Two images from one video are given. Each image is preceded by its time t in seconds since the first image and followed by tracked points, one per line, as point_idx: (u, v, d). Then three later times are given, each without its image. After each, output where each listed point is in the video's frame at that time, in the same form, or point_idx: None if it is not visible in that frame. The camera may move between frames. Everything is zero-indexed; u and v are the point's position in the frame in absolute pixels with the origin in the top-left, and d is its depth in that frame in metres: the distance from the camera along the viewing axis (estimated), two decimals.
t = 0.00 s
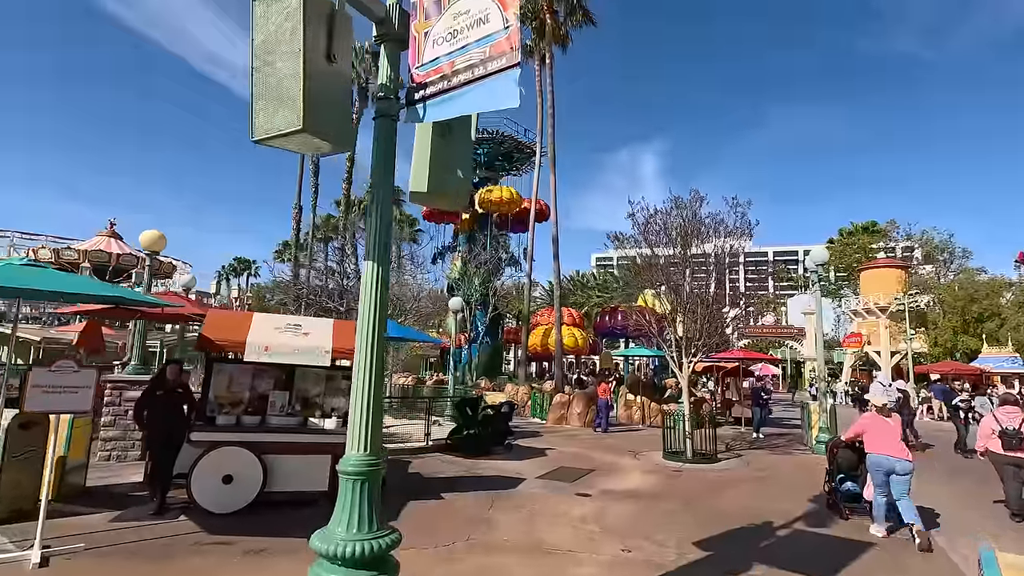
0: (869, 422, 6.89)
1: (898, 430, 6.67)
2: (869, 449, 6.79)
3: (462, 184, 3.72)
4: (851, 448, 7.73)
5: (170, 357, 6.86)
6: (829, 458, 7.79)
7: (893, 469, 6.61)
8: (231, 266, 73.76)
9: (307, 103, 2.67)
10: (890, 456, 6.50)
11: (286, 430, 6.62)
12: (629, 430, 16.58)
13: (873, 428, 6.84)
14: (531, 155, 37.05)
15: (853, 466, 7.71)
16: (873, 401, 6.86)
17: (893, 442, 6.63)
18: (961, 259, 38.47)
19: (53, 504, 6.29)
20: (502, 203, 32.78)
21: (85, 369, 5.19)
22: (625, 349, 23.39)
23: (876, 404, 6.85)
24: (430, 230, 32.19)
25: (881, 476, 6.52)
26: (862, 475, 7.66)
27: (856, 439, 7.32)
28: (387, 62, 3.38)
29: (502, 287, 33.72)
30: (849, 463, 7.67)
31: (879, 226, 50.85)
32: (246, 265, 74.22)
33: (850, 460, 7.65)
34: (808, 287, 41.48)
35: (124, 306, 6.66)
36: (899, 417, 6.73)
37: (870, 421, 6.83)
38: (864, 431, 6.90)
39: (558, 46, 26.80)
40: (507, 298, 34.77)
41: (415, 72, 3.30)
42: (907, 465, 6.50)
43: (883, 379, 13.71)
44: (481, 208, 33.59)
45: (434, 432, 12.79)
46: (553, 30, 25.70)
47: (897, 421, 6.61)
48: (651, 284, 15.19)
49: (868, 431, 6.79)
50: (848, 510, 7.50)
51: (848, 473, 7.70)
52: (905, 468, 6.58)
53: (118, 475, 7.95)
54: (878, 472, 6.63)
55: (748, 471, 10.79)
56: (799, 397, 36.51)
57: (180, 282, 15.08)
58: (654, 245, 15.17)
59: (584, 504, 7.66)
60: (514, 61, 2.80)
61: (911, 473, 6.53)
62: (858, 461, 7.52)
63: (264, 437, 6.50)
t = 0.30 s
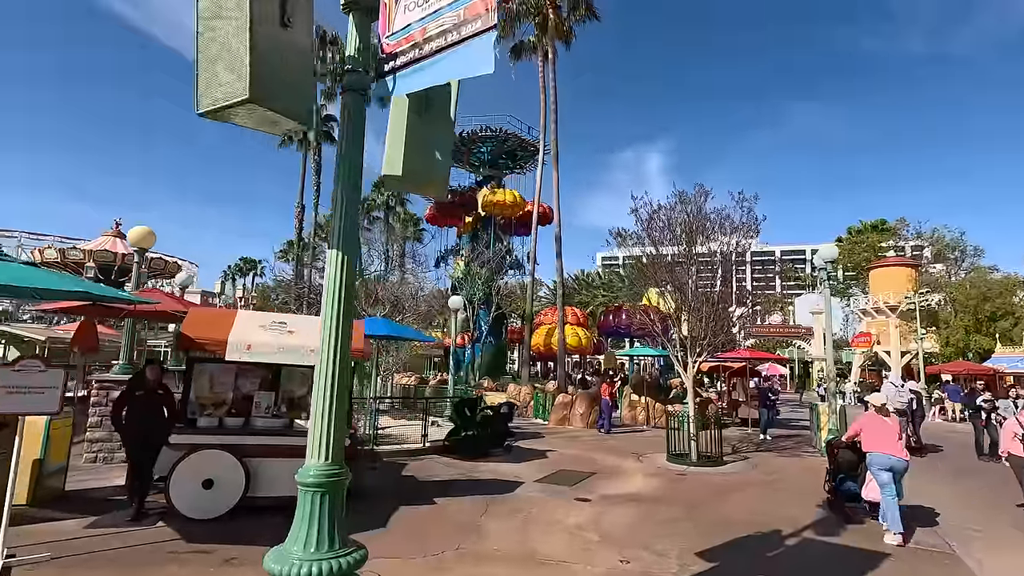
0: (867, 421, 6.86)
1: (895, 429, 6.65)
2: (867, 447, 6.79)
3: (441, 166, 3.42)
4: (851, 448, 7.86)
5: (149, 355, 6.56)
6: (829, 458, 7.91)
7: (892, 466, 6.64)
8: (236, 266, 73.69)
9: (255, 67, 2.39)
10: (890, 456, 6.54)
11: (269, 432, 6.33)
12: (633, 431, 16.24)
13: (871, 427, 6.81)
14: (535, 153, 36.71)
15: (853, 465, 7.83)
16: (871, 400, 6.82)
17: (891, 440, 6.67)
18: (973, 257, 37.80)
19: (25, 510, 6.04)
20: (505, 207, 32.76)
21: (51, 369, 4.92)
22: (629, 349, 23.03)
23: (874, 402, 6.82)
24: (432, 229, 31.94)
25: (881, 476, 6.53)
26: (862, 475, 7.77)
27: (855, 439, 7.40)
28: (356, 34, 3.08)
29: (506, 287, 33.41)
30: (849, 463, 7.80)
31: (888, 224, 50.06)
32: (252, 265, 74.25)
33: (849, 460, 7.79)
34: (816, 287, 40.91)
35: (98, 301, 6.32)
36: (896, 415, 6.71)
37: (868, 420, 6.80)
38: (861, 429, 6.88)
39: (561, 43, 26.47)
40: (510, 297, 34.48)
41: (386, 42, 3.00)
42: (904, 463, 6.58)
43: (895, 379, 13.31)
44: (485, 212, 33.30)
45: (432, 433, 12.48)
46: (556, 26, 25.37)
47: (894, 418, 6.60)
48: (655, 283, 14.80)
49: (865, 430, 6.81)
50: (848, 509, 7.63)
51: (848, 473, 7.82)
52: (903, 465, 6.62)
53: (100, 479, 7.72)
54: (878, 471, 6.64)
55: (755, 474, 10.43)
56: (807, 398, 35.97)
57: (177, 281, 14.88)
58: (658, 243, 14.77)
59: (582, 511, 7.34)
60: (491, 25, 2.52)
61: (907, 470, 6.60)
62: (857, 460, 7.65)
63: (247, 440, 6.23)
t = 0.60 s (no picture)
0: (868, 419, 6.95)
1: (896, 426, 6.76)
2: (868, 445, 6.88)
3: (413, 142, 3.10)
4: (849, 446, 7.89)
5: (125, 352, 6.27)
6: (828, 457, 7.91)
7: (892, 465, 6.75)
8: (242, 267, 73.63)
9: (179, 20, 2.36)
10: (891, 453, 6.64)
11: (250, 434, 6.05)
12: (636, 432, 15.86)
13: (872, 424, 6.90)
14: (538, 151, 36.28)
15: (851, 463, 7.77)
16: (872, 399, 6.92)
17: (892, 438, 6.76)
18: (985, 256, 37.03)
19: None
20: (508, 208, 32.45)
21: None
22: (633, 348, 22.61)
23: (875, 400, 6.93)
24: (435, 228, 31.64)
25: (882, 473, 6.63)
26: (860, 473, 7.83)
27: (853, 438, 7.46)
28: None
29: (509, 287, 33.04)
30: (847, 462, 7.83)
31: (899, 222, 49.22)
32: (258, 266, 74.25)
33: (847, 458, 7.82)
34: (825, 286, 40.27)
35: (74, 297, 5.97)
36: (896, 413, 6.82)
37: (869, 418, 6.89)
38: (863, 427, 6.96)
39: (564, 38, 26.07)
40: (513, 297, 34.12)
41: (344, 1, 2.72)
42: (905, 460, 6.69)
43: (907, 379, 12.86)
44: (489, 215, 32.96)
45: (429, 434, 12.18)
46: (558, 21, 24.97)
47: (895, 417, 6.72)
48: (658, 282, 14.40)
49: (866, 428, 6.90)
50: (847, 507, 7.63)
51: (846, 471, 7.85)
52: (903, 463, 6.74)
53: (78, 482, 7.46)
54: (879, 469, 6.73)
55: (761, 478, 10.04)
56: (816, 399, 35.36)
57: (171, 279, 14.66)
58: (660, 240, 14.46)
59: (577, 517, 7.03)
60: None
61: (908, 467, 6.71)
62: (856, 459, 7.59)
63: (226, 443, 5.93)
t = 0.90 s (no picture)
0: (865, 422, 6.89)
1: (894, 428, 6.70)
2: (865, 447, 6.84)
3: (379, 121, 2.79)
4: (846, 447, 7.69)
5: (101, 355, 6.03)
6: (826, 457, 7.75)
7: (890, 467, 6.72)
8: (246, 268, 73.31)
9: None
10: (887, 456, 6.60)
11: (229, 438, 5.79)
12: (639, 434, 15.53)
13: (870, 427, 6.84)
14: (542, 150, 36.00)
15: (849, 463, 7.65)
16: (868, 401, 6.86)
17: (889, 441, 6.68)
18: (996, 254, 36.39)
19: None
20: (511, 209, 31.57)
21: None
22: (636, 348, 22.27)
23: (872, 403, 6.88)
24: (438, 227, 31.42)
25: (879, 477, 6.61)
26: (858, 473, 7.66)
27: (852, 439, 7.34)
28: None
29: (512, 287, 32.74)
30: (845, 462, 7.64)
31: (908, 220, 48.56)
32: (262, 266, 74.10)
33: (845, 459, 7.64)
34: (832, 286, 39.74)
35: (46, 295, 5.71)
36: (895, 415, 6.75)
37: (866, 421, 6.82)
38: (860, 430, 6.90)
39: (566, 35, 25.87)
40: (516, 297, 33.85)
41: None
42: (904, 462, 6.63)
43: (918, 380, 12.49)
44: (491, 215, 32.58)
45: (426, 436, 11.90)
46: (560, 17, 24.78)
47: (891, 419, 6.71)
48: (662, 282, 13.92)
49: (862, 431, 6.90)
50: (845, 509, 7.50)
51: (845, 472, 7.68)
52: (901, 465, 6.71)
53: (57, 487, 7.20)
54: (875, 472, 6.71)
55: (767, 482, 9.71)
56: (824, 400, 34.85)
57: (167, 278, 14.44)
58: (664, 238, 14.02)
59: (575, 525, 6.73)
60: None
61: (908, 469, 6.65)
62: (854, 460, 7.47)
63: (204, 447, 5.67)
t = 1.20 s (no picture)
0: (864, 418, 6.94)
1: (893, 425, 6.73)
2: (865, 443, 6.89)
3: (338, 82, 2.40)
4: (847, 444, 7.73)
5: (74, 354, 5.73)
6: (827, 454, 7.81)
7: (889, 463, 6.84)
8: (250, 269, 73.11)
9: None
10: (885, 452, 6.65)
11: (205, 441, 5.49)
12: (641, 435, 15.18)
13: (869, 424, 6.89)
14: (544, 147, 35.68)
15: (849, 461, 7.77)
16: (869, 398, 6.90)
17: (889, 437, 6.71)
18: (1006, 252, 35.82)
19: None
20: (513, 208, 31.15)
21: None
22: (640, 348, 21.91)
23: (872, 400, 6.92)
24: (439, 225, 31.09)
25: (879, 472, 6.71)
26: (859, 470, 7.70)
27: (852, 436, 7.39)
28: None
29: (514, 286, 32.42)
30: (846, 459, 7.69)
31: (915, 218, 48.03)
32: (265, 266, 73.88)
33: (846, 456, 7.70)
34: (838, 284, 39.26)
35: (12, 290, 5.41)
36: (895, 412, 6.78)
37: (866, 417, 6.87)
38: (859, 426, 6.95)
39: (568, 30, 25.57)
40: (518, 296, 33.53)
41: None
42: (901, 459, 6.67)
43: (929, 379, 12.10)
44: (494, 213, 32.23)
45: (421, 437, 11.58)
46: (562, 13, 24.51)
47: (890, 415, 6.85)
48: (666, 279, 13.56)
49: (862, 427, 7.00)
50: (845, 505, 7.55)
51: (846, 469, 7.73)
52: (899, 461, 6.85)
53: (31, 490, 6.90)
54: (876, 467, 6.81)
55: (774, 485, 9.34)
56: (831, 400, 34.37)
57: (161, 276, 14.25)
58: (668, 233, 13.60)
59: (571, 531, 6.40)
60: None
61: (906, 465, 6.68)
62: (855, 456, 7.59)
63: (177, 450, 5.38)
